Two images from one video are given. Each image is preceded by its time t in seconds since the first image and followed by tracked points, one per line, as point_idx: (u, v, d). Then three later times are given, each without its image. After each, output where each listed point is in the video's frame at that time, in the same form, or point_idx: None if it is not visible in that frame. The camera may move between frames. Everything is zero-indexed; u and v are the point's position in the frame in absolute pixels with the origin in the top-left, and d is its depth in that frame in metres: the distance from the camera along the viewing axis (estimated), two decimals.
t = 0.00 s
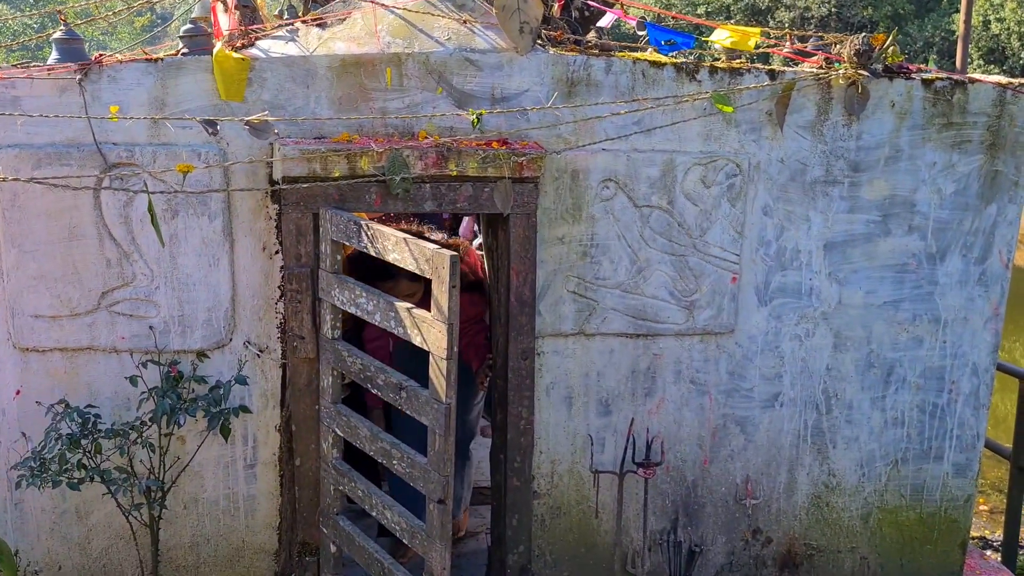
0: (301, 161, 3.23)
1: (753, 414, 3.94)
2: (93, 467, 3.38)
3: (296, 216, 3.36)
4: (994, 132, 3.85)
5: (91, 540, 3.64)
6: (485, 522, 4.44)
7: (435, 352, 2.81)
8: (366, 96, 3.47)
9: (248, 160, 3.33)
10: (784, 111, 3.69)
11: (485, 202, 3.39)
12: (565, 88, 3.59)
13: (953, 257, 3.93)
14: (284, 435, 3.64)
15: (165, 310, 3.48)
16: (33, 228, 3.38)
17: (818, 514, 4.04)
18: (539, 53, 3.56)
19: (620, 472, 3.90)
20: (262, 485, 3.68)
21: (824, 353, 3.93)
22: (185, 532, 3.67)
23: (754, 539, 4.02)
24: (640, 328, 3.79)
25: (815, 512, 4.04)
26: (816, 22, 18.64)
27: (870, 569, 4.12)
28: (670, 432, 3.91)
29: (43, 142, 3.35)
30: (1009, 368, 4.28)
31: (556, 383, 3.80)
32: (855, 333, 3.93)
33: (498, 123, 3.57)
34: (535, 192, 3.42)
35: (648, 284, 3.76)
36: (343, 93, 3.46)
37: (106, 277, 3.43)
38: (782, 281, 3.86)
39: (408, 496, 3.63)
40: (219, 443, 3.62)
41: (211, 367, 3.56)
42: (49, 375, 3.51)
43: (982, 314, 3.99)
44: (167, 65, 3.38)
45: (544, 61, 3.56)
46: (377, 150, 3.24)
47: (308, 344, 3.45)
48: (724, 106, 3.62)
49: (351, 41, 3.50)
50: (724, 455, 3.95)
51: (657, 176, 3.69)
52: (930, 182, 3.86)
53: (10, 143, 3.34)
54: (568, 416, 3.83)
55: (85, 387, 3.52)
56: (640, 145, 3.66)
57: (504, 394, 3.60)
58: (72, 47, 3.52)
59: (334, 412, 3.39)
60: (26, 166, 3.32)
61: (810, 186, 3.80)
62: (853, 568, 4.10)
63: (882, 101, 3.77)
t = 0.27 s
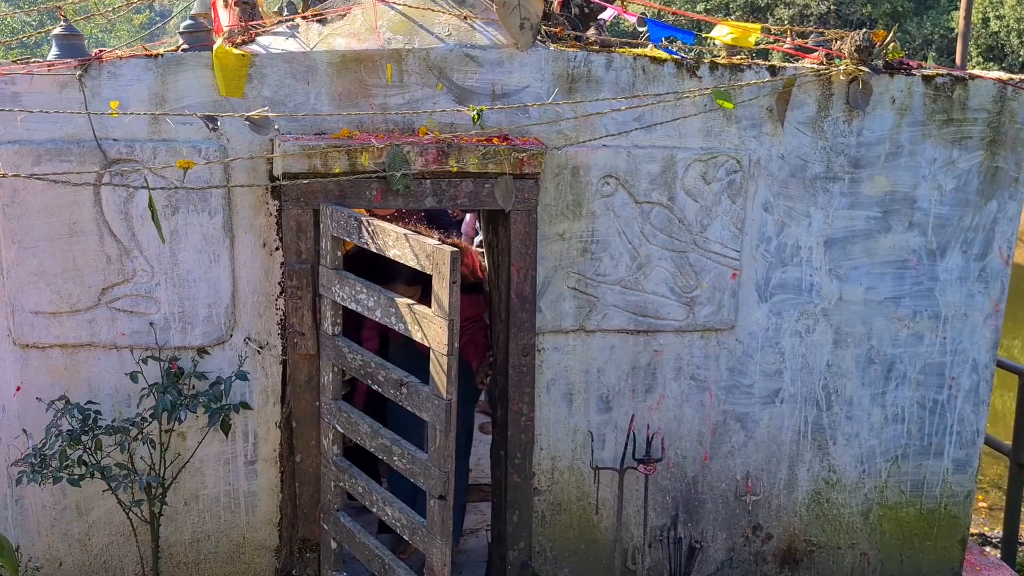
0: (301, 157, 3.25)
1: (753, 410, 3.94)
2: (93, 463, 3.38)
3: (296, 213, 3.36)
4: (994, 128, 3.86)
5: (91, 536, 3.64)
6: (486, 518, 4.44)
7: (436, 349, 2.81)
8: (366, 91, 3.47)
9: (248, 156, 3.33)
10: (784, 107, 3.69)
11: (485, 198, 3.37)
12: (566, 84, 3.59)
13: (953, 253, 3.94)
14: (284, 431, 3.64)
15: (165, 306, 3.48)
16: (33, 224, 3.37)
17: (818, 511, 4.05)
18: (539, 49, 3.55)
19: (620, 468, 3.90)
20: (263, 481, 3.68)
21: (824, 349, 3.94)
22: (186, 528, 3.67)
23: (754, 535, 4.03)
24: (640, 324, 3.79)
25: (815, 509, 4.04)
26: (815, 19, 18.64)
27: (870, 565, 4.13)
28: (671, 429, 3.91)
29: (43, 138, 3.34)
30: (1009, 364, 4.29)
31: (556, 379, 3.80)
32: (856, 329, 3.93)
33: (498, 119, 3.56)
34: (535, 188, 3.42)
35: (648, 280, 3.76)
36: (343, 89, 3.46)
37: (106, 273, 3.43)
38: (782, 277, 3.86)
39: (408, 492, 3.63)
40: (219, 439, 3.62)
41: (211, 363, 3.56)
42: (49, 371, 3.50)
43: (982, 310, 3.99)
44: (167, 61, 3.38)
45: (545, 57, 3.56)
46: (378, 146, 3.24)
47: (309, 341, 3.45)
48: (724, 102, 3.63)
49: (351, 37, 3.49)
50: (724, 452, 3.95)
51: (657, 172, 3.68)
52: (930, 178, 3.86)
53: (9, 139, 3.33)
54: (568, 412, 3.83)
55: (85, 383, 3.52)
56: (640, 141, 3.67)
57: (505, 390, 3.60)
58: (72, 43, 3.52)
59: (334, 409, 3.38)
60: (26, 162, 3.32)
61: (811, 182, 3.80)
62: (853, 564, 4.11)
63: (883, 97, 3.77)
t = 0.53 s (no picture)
0: (299, 154, 3.25)
1: (750, 407, 3.95)
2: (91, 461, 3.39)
3: (294, 210, 3.36)
4: (990, 126, 3.87)
5: (90, 534, 3.64)
6: (483, 516, 4.45)
7: (434, 346, 2.82)
8: (364, 89, 3.48)
9: (246, 154, 3.33)
10: (781, 104, 3.70)
11: (483, 195, 3.38)
12: (564, 82, 3.60)
13: (949, 250, 3.95)
14: (282, 429, 3.65)
15: (163, 303, 3.48)
16: (31, 221, 3.37)
17: (814, 507, 4.06)
18: (537, 46, 3.56)
19: (618, 465, 3.91)
20: (261, 479, 3.68)
21: (821, 346, 3.95)
22: (184, 525, 3.68)
23: (751, 532, 4.04)
24: (638, 321, 3.80)
25: (812, 505, 4.06)
26: (811, 17, 18.67)
27: (866, 562, 4.14)
28: (668, 426, 3.92)
29: (41, 135, 3.34)
30: (1004, 361, 4.31)
31: (554, 376, 3.81)
32: (852, 326, 3.95)
33: (496, 116, 3.55)
34: (533, 185, 3.43)
35: (646, 277, 3.77)
36: (341, 87, 3.46)
37: (104, 271, 3.43)
38: (779, 275, 3.88)
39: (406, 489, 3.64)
40: (218, 437, 3.63)
41: (210, 361, 3.56)
42: (47, 369, 3.50)
43: (978, 307, 4.01)
44: (165, 59, 3.38)
45: (543, 55, 3.56)
46: (376, 144, 3.24)
47: (307, 338, 3.46)
48: (722, 100, 3.63)
49: (348, 34, 3.48)
50: (721, 448, 3.96)
51: (655, 170, 3.69)
52: (927, 175, 3.88)
53: (7, 137, 3.33)
54: (566, 409, 3.84)
55: (83, 381, 3.52)
56: (637, 138, 3.67)
57: (503, 387, 3.61)
58: (69, 40, 3.51)
59: (332, 406, 3.39)
60: (24, 160, 3.32)
61: (807, 179, 3.81)
62: (849, 560, 4.13)
63: (879, 95, 3.78)
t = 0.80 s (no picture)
0: (301, 153, 3.25)
1: (751, 406, 3.95)
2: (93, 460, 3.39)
3: (295, 209, 3.37)
4: (991, 125, 3.87)
5: (91, 533, 3.65)
6: (483, 515, 4.45)
7: (436, 345, 2.82)
8: (365, 88, 3.48)
9: (247, 153, 3.33)
10: (782, 104, 3.70)
11: (484, 194, 3.38)
12: (565, 81, 3.60)
13: (950, 250, 3.95)
14: (283, 427, 3.65)
15: (164, 303, 3.48)
16: (32, 221, 3.38)
17: (814, 506, 4.07)
18: (538, 46, 3.56)
19: (618, 464, 3.92)
20: (262, 477, 3.69)
21: (821, 345, 3.95)
22: (185, 524, 3.68)
23: (751, 531, 4.05)
24: (638, 320, 3.80)
25: (812, 504, 4.06)
26: (811, 16, 18.68)
27: (866, 561, 4.15)
28: (668, 425, 3.93)
29: (42, 134, 3.34)
30: (1004, 360, 4.31)
31: (554, 375, 3.81)
32: (853, 325, 3.95)
33: (497, 116, 3.55)
34: (534, 184, 3.43)
35: (646, 277, 3.77)
36: (342, 86, 3.46)
37: (105, 270, 3.43)
38: (780, 274, 3.88)
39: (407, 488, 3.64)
40: (219, 436, 3.63)
41: (211, 360, 3.56)
42: (49, 368, 3.51)
43: (978, 306, 4.01)
44: (166, 58, 3.38)
45: (543, 54, 3.57)
46: (377, 143, 3.24)
47: (308, 337, 3.46)
48: (722, 99, 3.64)
49: (349, 34, 3.49)
50: (722, 448, 3.97)
51: (655, 169, 3.70)
52: (927, 175, 3.88)
53: (9, 136, 3.33)
54: (566, 408, 3.85)
55: (84, 380, 3.53)
56: (638, 138, 3.68)
57: (504, 386, 3.61)
58: (71, 39, 3.51)
59: (333, 405, 3.39)
60: (25, 159, 3.32)
61: (808, 178, 3.81)
62: (849, 559, 4.13)
63: (880, 94, 3.78)
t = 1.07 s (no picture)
0: (302, 152, 3.23)
1: (751, 406, 3.95)
2: (93, 459, 3.39)
3: (296, 209, 3.36)
4: (992, 125, 3.87)
5: (91, 532, 3.65)
6: (484, 514, 4.45)
7: (436, 344, 2.82)
8: (365, 87, 3.48)
9: (248, 152, 3.33)
10: (783, 103, 3.69)
11: (485, 193, 3.38)
12: (565, 80, 3.60)
13: (950, 249, 3.95)
14: (283, 427, 3.65)
15: (164, 302, 3.48)
16: (32, 220, 3.37)
17: (815, 506, 4.07)
18: (539, 45, 3.56)
19: (619, 463, 3.92)
20: (262, 477, 3.69)
21: (822, 345, 3.95)
22: (185, 523, 3.68)
23: (751, 530, 4.05)
24: (639, 320, 3.80)
25: (812, 504, 4.06)
26: (812, 15, 18.68)
27: (866, 560, 4.15)
28: (669, 424, 3.93)
29: (42, 133, 3.34)
30: (1005, 360, 4.31)
31: (555, 375, 3.81)
32: (853, 325, 3.95)
33: (497, 115, 3.55)
34: (534, 184, 3.43)
35: (647, 276, 3.77)
36: (342, 85, 3.46)
37: (106, 269, 3.43)
38: (780, 273, 3.88)
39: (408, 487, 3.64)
40: (219, 435, 3.63)
41: (211, 359, 3.56)
42: (49, 367, 3.51)
43: (979, 306, 4.01)
44: (166, 57, 3.38)
45: (544, 53, 3.56)
46: (378, 142, 3.24)
47: (309, 336, 3.46)
48: (723, 98, 3.63)
49: (350, 33, 3.48)
50: (722, 447, 3.97)
51: (656, 168, 3.69)
52: (928, 174, 3.88)
53: (9, 135, 3.33)
54: (567, 408, 3.85)
55: (85, 379, 3.53)
56: (639, 137, 3.68)
57: (504, 385, 3.61)
58: (71, 38, 3.51)
59: (334, 404, 3.38)
60: (26, 158, 3.32)
61: (809, 178, 3.81)
62: (850, 559, 4.13)
63: (881, 94, 3.78)
